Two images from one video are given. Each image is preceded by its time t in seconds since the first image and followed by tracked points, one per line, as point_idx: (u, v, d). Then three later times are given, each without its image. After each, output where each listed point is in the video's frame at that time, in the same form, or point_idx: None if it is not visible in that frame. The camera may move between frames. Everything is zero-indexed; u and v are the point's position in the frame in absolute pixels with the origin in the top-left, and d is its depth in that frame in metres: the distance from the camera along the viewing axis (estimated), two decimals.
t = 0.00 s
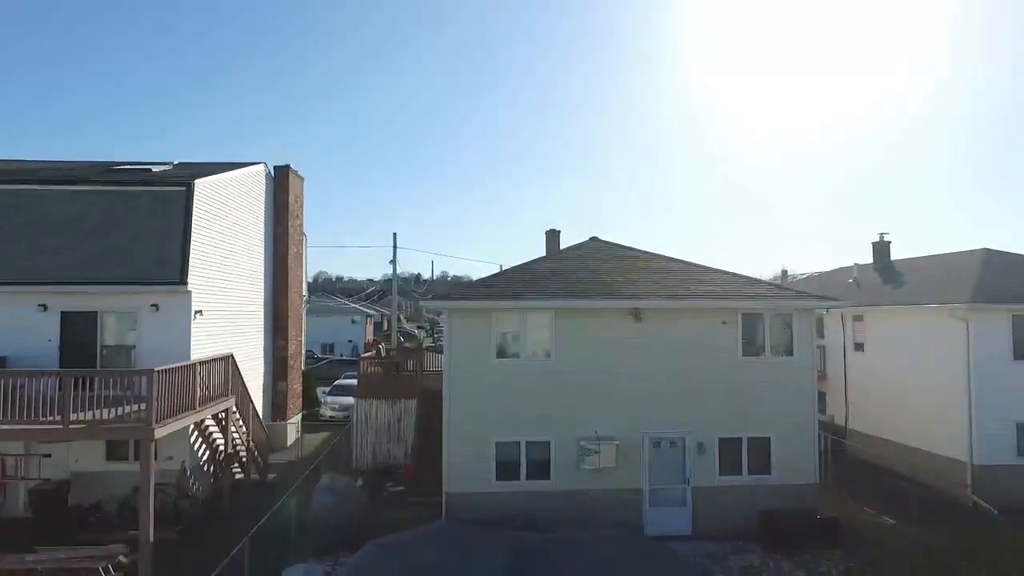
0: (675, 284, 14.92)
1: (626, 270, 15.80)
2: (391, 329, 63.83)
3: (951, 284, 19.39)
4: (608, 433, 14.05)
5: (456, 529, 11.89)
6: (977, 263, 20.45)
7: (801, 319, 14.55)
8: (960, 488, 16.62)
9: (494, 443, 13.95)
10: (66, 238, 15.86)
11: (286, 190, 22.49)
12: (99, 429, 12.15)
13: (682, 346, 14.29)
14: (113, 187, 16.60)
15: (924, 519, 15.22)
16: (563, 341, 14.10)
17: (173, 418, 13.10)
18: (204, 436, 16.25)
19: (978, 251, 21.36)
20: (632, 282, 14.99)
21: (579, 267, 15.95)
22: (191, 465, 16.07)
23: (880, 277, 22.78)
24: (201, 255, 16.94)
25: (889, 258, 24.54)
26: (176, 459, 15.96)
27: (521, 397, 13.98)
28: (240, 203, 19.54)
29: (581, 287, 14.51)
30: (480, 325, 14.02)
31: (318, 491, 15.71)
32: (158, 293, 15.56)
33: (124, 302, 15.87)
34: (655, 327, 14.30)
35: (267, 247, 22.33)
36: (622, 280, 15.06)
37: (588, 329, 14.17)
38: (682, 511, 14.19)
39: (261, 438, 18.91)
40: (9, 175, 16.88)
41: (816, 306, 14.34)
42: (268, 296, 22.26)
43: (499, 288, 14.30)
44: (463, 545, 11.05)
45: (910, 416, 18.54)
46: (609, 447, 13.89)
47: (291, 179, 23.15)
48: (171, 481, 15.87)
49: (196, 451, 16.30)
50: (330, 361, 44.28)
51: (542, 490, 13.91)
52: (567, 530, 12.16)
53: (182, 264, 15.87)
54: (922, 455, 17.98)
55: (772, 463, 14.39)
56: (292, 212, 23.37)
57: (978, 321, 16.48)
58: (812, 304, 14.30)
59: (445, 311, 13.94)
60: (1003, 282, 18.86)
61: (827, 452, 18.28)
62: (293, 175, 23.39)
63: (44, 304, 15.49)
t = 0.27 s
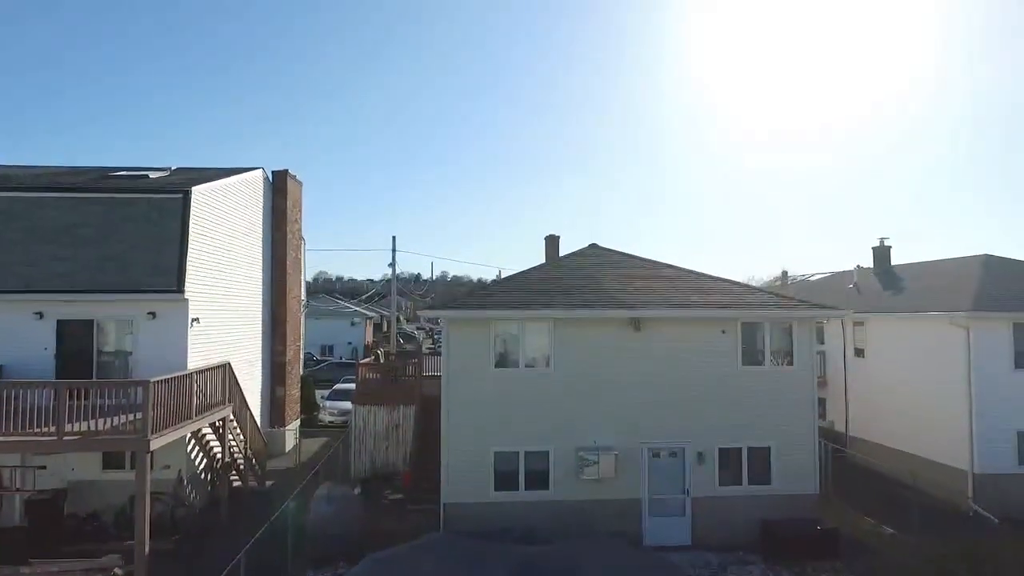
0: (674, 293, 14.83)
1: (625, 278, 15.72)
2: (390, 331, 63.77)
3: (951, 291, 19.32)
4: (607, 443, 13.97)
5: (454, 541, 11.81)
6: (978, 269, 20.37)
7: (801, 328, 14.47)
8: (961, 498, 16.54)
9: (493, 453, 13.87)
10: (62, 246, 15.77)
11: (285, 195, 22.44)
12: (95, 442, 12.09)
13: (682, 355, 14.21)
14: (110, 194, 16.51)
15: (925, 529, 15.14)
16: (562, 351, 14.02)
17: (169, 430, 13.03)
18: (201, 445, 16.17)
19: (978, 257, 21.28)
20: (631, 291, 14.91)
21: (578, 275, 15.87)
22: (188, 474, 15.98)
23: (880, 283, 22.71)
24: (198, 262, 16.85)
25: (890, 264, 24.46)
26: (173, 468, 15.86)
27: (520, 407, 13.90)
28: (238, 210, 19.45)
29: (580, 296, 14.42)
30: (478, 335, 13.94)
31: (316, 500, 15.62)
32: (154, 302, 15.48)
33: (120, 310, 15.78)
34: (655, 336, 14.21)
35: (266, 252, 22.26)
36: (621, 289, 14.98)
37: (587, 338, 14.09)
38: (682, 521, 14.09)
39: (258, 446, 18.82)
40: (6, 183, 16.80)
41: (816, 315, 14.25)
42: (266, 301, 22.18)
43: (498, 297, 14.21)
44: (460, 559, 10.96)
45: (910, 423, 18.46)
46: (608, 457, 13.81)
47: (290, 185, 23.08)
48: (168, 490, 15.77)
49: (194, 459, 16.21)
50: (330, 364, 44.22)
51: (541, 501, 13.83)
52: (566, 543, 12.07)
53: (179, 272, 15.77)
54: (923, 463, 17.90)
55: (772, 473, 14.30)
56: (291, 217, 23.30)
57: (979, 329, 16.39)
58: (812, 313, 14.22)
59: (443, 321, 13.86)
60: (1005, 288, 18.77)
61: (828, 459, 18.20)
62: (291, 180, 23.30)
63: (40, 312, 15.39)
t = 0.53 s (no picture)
0: (675, 301, 14.74)
1: (626, 286, 15.63)
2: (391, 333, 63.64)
3: (953, 296, 19.23)
4: (608, 453, 13.87)
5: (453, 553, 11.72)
6: (980, 275, 20.27)
7: (804, 337, 14.37)
8: (964, 506, 16.44)
9: (492, 463, 13.78)
10: (59, 253, 15.68)
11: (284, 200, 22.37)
12: (91, 453, 12.00)
13: (682, 364, 14.12)
14: (107, 201, 16.43)
15: (927, 538, 15.04)
16: (562, 359, 13.93)
17: (166, 440, 12.94)
18: (199, 453, 16.08)
19: (981, 262, 21.18)
20: (631, 299, 14.82)
21: (578, 282, 15.78)
22: (186, 483, 15.88)
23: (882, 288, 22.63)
24: (196, 269, 16.77)
25: (891, 268, 24.38)
26: (170, 476, 15.76)
27: (520, 416, 13.80)
28: (236, 215, 19.37)
29: (580, 304, 14.33)
30: (478, 344, 13.86)
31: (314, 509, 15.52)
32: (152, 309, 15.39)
33: (118, 318, 15.70)
34: (655, 345, 14.13)
35: (265, 257, 22.17)
36: (622, 297, 14.89)
37: (587, 347, 14.00)
38: (683, 531, 13.97)
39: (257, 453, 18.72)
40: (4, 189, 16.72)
41: (817, 324, 14.16)
42: (265, 306, 22.09)
43: (497, 305, 14.12)
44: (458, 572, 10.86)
45: (912, 430, 18.37)
46: (608, 467, 13.70)
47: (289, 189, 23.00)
48: (165, 498, 15.68)
49: (191, 468, 16.12)
50: (330, 366, 44.13)
51: (541, 510, 13.73)
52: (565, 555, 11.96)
53: (176, 280, 15.68)
54: (925, 471, 17.80)
55: (774, 483, 14.20)
56: (290, 222, 23.22)
57: (981, 337, 16.30)
58: (813, 321, 14.12)
59: (442, 330, 13.78)
60: (1007, 294, 18.66)
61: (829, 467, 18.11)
62: (291, 185, 23.23)
63: (37, 320, 15.31)
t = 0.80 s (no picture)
0: (676, 310, 14.66)
1: (626, 294, 15.56)
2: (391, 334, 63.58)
3: (955, 303, 19.15)
4: (608, 463, 13.80)
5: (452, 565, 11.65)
6: (983, 281, 20.20)
7: (805, 346, 14.29)
8: (966, 515, 16.36)
9: (492, 473, 13.70)
10: (57, 261, 15.60)
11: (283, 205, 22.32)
12: (90, 465, 11.93)
13: (683, 373, 14.06)
14: (106, 208, 16.35)
15: (929, 547, 14.96)
16: (563, 369, 13.87)
17: (166, 450, 12.86)
18: (198, 462, 16.00)
19: (983, 268, 21.11)
20: (632, 307, 14.75)
21: (579, 290, 15.72)
22: (184, 491, 15.81)
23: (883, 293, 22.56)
24: (195, 277, 16.69)
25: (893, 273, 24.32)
26: (169, 485, 15.70)
27: (519, 426, 13.73)
28: (235, 222, 19.30)
29: (581, 313, 14.26)
30: (478, 354, 13.79)
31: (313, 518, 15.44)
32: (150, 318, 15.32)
33: (116, 326, 15.62)
34: (656, 354, 14.06)
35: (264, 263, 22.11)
36: (623, 306, 14.82)
37: (587, 356, 13.93)
38: (684, 542, 13.89)
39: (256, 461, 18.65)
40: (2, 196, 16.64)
41: (820, 333, 14.08)
42: (264, 312, 22.02)
43: (498, 314, 14.05)
44: None
45: (914, 438, 18.30)
46: (608, 478, 13.63)
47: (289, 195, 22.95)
48: (164, 507, 15.61)
49: (190, 476, 16.04)
50: (330, 369, 44.08)
51: (541, 521, 13.65)
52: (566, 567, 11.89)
53: (175, 288, 15.61)
54: (928, 479, 17.72)
55: (775, 493, 14.13)
56: (290, 227, 23.16)
57: (984, 345, 16.22)
58: (816, 330, 14.04)
59: (442, 340, 13.71)
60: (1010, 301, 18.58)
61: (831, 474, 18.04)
62: (290, 190, 23.17)
63: (35, 328, 15.24)
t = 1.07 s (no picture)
0: (679, 321, 14.63)
1: (628, 305, 15.53)
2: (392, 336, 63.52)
3: (957, 311, 19.12)
4: (610, 476, 13.76)
5: None
6: (985, 289, 20.16)
7: (808, 357, 14.25)
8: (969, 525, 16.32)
9: (494, 486, 13.68)
10: (57, 272, 15.57)
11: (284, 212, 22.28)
12: (90, 479, 11.90)
13: (685, 385, 14.02)
14: (106, 218, 16.32)
15: (932, 559, 14.93)
16: (564, 381, 13.83)
17: (167, 464, 12.83)
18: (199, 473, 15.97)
19: (985, 276, 21.08)
20: (634, 318, 14.72)
21: (581, 300, 15.69)
22: (185, 502, 15.79)
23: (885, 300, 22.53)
24: (196, 287, 16.66)
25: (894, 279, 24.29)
26: (170, 496, 15.68)
27: (521, 438, 13.70)
28: (236, 230, 19.26)
29: (583, 325, 14.22)
30: (479, 366, 13.75)
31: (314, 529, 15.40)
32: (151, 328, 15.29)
33: (117, 337, 15.60)
34: (658, 366, 14.02)
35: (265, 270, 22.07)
36: (625, 316, 14.79)
37: (589, 368, 13.90)
38: (686, 554, 13.86)
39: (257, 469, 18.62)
40: (3, 206, 16.61)
41: (823, 345, 14.03)
42: (264, 319, 21.98)
43: (499, 326, 14.02)
44: None
45: (916, 447, 18.26)
46: (610, 490, 13.59)
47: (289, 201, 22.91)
48: (165, 518, 15.59)
49: (191, 487, 16.01)
50: (331, 372, 44.04)
51: (543, 534, 13.61)
52: None
53: (175, 298, 15.57)
54: (930, 489, 17.69)
55: (777, 504, 14.09)
56: (291, 234, 23.12)
57: (987, 355, 16.18)
58: (818, 342, 14.00)
59: (444, 352, 13.68)
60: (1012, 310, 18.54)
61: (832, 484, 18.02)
62: (291, 197, 23.14)
63: (36, 339, 15.21)
